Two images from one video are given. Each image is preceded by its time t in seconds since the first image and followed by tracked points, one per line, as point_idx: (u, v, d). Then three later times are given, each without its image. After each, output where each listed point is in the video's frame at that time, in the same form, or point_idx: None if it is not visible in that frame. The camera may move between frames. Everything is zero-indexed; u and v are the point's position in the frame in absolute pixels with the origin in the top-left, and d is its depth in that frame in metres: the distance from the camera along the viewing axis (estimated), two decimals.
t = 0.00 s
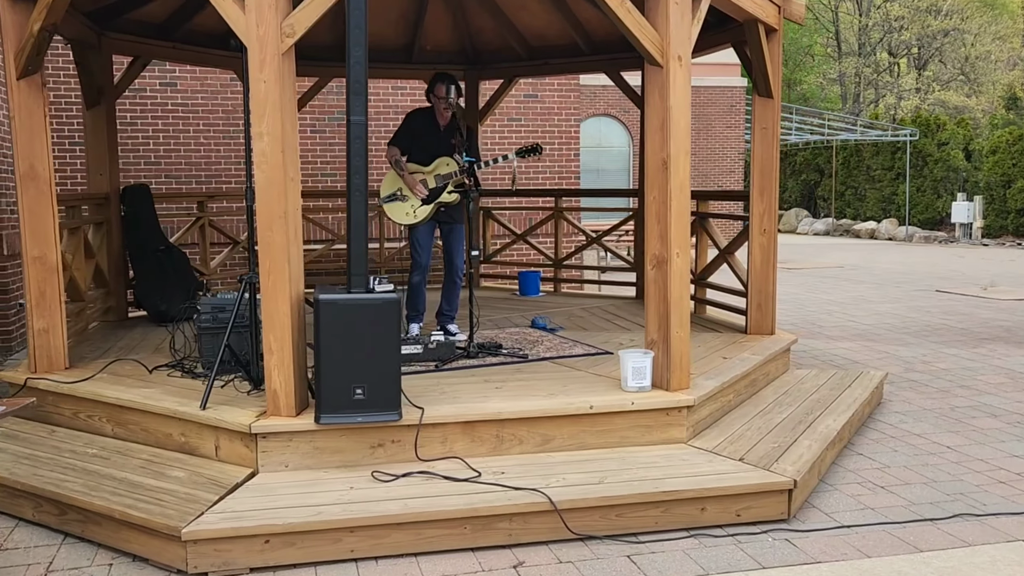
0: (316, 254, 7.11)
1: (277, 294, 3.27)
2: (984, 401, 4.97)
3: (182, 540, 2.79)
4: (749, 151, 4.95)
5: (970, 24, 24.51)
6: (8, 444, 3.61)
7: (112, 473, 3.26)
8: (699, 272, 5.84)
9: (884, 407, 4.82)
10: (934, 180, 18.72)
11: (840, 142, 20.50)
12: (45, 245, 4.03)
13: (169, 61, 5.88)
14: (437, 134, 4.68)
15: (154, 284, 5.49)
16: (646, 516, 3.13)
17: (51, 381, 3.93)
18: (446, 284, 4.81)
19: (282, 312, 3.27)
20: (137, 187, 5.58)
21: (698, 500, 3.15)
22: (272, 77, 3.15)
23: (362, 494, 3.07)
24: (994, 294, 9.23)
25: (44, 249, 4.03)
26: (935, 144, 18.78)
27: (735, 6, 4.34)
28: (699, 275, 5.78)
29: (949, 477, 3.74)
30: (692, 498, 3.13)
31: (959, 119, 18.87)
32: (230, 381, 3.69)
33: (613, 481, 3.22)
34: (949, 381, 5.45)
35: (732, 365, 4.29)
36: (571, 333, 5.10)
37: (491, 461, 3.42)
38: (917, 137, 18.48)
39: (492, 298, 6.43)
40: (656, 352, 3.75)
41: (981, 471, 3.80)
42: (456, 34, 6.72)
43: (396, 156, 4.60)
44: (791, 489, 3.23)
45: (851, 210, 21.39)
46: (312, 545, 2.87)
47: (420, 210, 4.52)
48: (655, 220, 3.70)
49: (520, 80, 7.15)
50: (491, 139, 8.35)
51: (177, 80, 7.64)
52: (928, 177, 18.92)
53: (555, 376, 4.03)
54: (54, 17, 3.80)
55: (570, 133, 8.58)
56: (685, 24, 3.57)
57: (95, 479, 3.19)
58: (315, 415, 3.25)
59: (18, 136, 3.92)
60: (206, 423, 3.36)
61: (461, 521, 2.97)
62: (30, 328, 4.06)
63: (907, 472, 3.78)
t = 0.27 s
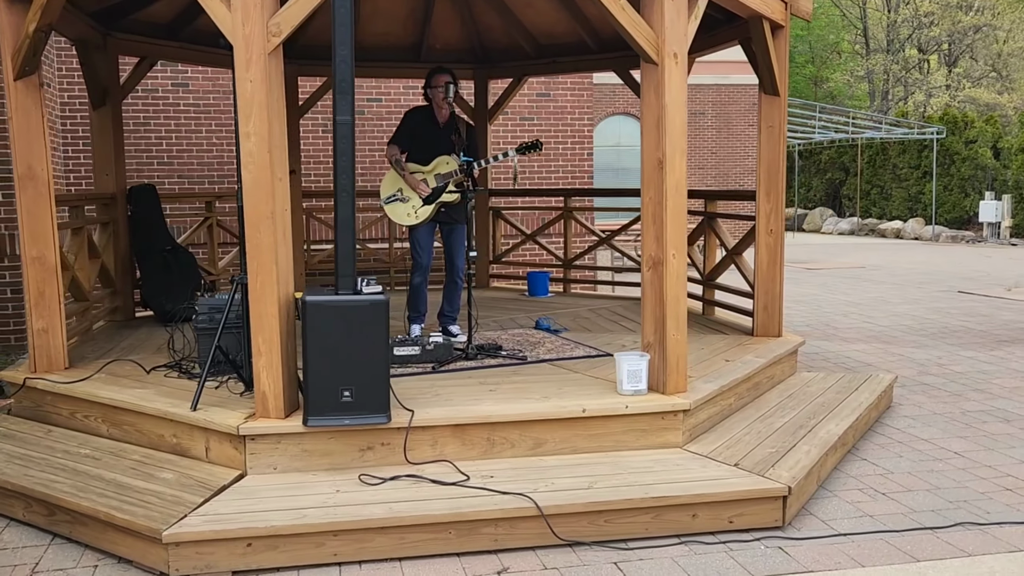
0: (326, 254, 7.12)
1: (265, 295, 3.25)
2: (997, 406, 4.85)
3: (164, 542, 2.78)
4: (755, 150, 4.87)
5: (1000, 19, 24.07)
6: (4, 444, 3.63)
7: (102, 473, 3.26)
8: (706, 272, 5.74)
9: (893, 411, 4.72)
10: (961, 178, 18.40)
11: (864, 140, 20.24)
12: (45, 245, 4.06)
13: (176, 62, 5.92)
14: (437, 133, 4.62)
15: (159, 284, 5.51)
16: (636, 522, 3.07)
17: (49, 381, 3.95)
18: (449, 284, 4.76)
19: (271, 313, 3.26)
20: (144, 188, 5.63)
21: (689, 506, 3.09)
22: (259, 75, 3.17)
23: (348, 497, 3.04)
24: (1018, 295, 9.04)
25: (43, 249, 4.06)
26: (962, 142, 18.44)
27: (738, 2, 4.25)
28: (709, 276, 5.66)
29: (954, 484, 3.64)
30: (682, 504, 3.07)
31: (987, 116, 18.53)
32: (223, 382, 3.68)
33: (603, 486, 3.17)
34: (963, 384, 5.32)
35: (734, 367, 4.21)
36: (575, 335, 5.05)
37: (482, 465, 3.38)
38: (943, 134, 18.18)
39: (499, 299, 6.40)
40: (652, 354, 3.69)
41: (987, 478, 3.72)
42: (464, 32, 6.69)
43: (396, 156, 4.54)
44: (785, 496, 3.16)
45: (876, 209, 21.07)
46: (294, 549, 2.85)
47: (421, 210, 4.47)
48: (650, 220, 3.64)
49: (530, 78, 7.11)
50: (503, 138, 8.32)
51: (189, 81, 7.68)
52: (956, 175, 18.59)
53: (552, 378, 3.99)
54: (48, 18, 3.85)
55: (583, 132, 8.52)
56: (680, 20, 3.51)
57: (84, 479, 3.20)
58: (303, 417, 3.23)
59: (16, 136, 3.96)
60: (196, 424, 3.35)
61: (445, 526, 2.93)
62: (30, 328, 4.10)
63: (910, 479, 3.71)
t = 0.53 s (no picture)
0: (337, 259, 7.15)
1: (256, 302, 3.26)
2: (1012, 416, 4.72)
3: (148, 550, 2.78)
4: (760, 156, 4.80)
5: None
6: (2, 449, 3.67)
7: (94, 479, 3.28)
8: (714, 278, 5.66)
9: (902, 420, 4.62)
10: (990, 183, 18.05)
11: (890, 144, 19.96)
12: (47, 252, 4.10)
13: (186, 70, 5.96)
14: (438, 139, 4.60)
15: (166, 290, 5.55)
16: (625, 533, 3.03)
17: (49, 387, 3.99)
18: (450, 291, 4.73)
19: (261, 321, 3.26)
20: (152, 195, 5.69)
21: (679, 517, 3.04)
22: (249, 84, 3.17)
23: (334, 505, 3.02)
24: None
25: (45, 256, 4.10)
26: (991, 145, 18.04)
27: (741, 6, 4.19)
28: (717, 283, 5.58)
29: (958, 496, 3.55)
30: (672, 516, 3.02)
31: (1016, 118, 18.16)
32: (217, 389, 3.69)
33: (593, 495, 3.12)
34: (978, 393, 5.20)
35: (736, 375, 4.14)
36: (578, 342, 5.01)
37: (472, 473, 3.35)
38: (971, 138, 17.83)
39: (507, 306, 6.37)
40: (648, 362, 3.65)
41: (994, 490, 3.59)
42: (474, 39, 6.68)
43: (397, 163, 4.52)
44: (778, 507, 3.09)
45: (903, 213, 20.75)
46: (278, 557, 2.84)
47: (422, 218, 4.44)
48: (645, 227, 3.60)
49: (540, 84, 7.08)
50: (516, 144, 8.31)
51: (204, 89, 7.75)
52: (984, 179, 18.22)
53: (548, 385, 3.95)
54: (49, 29, 3.89)
55: (596, 137, 8.48)
56: (675, 26, 3.47)
57: (75, 485, 3.22)
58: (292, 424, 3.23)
59: (19, 145, 3.99)
60: (188, 430, 3.35)
61: (430, 535, 2.91)
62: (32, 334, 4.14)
63: (914, 491, 3.60)
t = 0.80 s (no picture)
0: (346, 267, 7.19)
1: (244, 310, 3.27)
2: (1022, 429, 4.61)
3: (130, 557, 2.79)
4: (763, 164, 4.75)
5: None
6: None
7: (85, 485, 3.31)
8: (720, 288, 5.61)
9: (908, 433, 4.53)
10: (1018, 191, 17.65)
11: (916, 151, 19.67)
12: (48, 259, 4.15)
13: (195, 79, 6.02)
14: (438, 147, 4.60)
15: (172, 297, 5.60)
16: (609, 545, 2.99)
17: (48, 393, 4.03)
18: (448, 299, 4.73)
19: (249, 329, 3.28)
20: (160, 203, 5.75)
21: (665, 530, 3.00)
22: (238, 93, 3.18)
23: (318, 514, 3.02)
24: None
25: (46, 263, 4.15)
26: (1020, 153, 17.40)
27: (741, 14, 4.16)
28: (721, 293, 5.54)
29: (958, 511, 3.47)
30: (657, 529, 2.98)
31: None
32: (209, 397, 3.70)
33: (578, 507, 3.09)
34: (989, 405, 5.09)
35: (734, 385, 4.09)
36: (579, 351, 4.98)
37: (460, 483, 3.34)
38: (999, 145, 17.37)
39: (513, 314, 6.36)
40: (640, 372, 3.61)
41: (995, 505, 3.50)
42: (482, 47, 6.69)
43: (396, 171, 4.52)
44: (767, 520, 3.05)
45: (929, 221, 20.45)
46: (259, 566, 2.84)
47: (419, 226, 4.44)
48: (637, 236, 3.56)
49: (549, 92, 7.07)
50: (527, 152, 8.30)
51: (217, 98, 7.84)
52: (1013, 187, 17.74)
53: (542, 395, 3.93)
54: (51, 39, 3.95)
55: (608, 145, 8.45)
56: (667, 33, 3.44)
57: (65, 491, 3.24)
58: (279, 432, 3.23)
59: (20, 154, 4.04)
60: (178, 438, 3.37)
61: (411, 545, 2.89)
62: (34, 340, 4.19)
63: (912, 505, 3.52)
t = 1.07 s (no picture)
0: (353, 273, 7.21)
1: (231, 317, 3.28)
2: None
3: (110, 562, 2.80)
4: (764, 170, 4.70)
5: None
6: None
7: (74, 490, 3.33)
8: (723, 295, 5.57)
9: (911, 443, 4.45)
10: None
11: (939, 156, 19.40)
12: (48, 265, 4.20)
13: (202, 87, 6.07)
14: (436, 154, 4.63)
15: (176, 302, 5.65)
16: (591, 555, 2.96)
17: (46, 397, 4.07)
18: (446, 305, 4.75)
19: (236, 336, 3.28)
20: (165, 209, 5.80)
21: (648, 540, 2.97)
22: (225, 100, 3.21)
23: (300, 521, 3.02)
24: None
25: (46, 269, 4.20)
26: None
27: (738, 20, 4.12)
28: (725, 299, 5.49)
29: (954, 524, 3.40)
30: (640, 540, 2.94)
31: None
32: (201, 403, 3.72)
33: (561, 516, 3.06)
34: (997, 416, 4.99)
35: (729, 394, 4.04)
36: (578, 358, 4.95)
37: (446, 491, 3.32)
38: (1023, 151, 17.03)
39: (517, 321, 6.35)
40: (630, 380, 3.58)
41: (993, 518, 3.43)
42: (488, 54, 6.69)
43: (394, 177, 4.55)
44: (753, 532, 3.00)
45: (953, 227, 20.13)
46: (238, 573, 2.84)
47: (416, 233, 4.45)
48: (627, 243, 3.54)
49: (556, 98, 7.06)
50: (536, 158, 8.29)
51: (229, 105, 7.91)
52: None
53: (535, 403, 3.91)
54: (50, 48, 4.00)
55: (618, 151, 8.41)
56: (656, 39, 3.42)
57: (54, 495, 3.27)
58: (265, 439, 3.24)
59: (21, 161, 4.10)
60: (166, 443, 3.39)
61: (391, 554, 2.88)
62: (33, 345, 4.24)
63: (908, 517, 3.45)
